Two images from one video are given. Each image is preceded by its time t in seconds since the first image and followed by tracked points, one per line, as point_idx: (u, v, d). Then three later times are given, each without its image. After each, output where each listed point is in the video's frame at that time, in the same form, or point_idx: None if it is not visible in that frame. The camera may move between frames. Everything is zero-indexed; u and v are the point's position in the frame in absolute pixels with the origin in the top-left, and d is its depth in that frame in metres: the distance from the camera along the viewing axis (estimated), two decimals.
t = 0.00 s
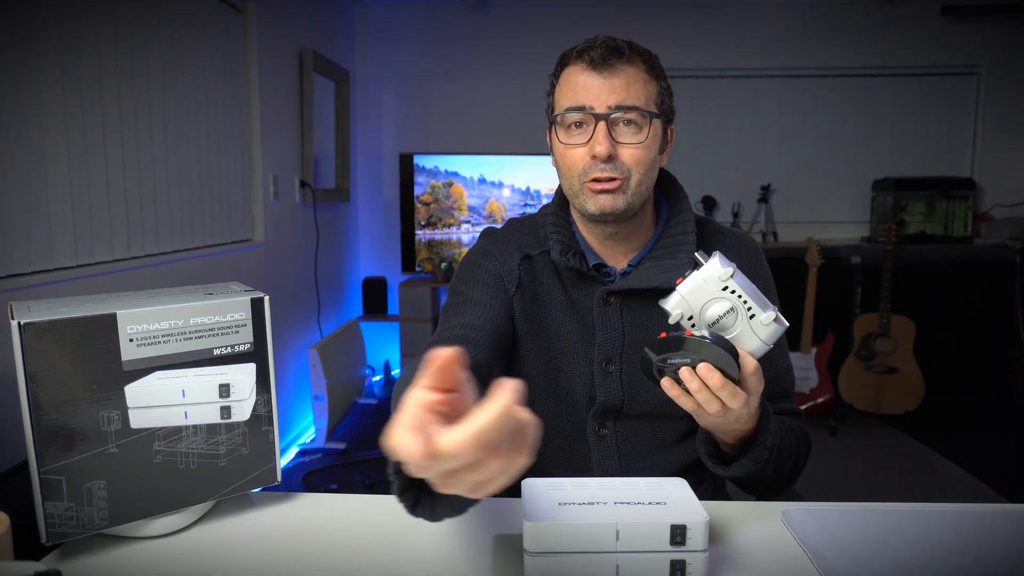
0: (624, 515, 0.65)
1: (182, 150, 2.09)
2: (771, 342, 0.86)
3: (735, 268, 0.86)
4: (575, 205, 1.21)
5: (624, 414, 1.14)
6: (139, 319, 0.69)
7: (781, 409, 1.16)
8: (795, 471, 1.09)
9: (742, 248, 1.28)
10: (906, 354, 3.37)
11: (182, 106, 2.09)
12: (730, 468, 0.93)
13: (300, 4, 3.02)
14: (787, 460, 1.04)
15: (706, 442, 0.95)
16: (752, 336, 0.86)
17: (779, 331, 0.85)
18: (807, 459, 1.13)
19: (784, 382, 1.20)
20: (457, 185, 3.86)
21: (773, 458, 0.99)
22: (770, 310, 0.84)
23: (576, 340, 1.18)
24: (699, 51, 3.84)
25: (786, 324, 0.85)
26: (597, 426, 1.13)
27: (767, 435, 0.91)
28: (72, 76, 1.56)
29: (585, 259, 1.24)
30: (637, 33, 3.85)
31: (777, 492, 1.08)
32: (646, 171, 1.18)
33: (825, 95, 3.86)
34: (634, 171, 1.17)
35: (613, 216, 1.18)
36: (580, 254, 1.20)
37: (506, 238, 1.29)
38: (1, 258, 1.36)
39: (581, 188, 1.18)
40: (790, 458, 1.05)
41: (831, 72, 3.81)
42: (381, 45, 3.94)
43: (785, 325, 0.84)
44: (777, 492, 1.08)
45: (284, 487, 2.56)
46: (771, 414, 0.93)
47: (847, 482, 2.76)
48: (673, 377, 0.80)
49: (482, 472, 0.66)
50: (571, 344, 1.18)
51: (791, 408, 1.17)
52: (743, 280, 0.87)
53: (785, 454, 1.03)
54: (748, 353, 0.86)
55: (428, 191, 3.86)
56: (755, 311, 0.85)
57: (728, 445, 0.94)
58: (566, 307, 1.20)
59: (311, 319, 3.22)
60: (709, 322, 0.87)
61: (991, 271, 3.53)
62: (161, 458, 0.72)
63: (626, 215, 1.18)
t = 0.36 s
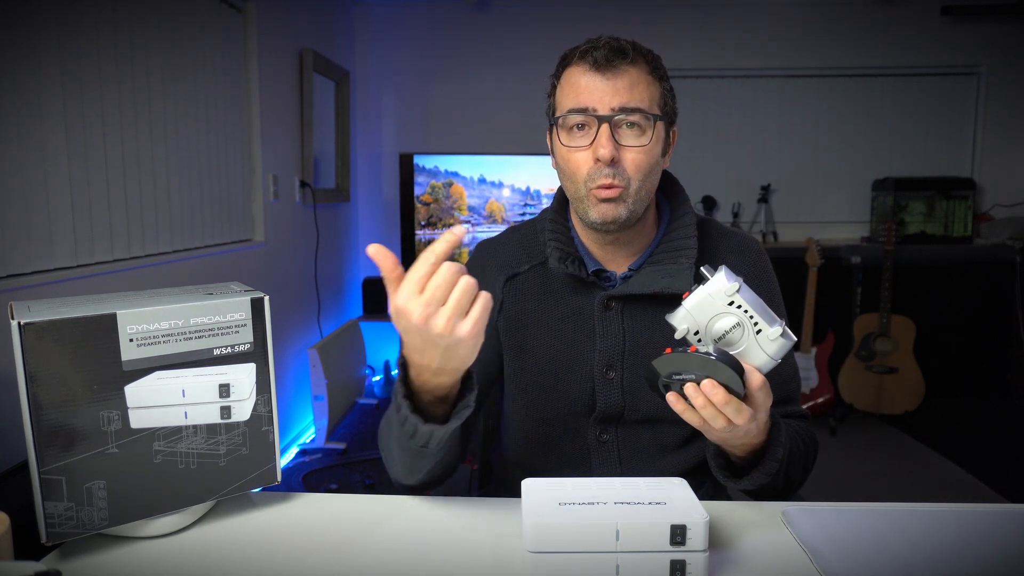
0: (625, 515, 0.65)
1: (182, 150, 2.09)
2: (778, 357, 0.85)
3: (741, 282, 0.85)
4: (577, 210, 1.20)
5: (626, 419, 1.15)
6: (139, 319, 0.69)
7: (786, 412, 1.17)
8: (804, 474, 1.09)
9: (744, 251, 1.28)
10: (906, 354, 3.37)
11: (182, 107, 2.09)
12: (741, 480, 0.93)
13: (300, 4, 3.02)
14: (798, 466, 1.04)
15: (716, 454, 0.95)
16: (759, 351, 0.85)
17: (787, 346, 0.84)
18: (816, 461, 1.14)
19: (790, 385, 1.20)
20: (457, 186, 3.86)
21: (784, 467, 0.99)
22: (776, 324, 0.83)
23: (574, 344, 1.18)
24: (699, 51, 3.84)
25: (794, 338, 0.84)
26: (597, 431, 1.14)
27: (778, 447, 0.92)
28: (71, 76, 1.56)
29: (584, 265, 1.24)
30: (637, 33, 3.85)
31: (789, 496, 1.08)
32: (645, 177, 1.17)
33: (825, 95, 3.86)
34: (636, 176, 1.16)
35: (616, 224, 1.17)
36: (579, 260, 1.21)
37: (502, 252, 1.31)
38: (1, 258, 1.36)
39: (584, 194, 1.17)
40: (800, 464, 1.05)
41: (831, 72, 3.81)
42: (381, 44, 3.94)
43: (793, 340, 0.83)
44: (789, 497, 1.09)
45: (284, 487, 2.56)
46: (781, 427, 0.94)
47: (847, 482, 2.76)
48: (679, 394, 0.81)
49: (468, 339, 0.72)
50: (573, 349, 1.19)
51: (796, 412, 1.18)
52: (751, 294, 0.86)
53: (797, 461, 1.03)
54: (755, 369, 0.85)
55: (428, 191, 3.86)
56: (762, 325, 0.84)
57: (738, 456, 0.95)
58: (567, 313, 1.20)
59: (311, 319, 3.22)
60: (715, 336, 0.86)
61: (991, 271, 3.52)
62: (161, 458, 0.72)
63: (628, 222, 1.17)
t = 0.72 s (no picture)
0: (624, 515, 0.65)
1: (182, 150, 2.09)
2: (762, 361, 0.83)
3: (722, 287, 0.83)
4: (569, 213, 1.19)
5: (623, 420, 1.15)
6: (139, 319, 0.69)
7: (780, 411, 1.17)
8: (796, 472, 1.10)
9: (738, 250, 1.28)
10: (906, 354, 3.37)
11: (182, 107, 2.09)
12: (732, 481, 0.94)
13: (300, 4, 3.02)
14: (789, 464, 1.05)
15: (707, 455, 0.96)
16: (741, 356, 0.83)
17: (768, 350, 0.81)
18: (811, 458, 1.14)
19: (786, 384, 1.20)
20: (457, 186, 3.86)
21: (775, 467, 1.00)
22: (756, 328, 0.81)
23: (569, 344, 1.19)
24: (699, 51, 3.84)
25: (776, 343, 0.81)
26: (594, 432, 1.15)
27: (768, 448, 0.92)
28: (71, 76, 1.56)
29: (577, 268, 1.24)
30: (637, 33, 3.85)
31: (781, 493, 1.09)
32: (640, 178, 1.16)
33: (825, 95, 3.86)
34: (629, 178, 1.16)
35: (610, 227, 1.17)
36: (571, 263, 1.21)
37: (496, 257, 1.31)
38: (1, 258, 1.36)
39: (576, 197, 1.16)
40: (792, 462, 1.06)
41: (831, 72, 3.81)
42: (381, 45, 3.94)
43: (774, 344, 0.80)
44: (782, 494, 1.09)
45: (284, 487, 2.56)
46: (771, 428, 0.94)
47: (847, 482, 2.77)
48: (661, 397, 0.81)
49: (509, 310, 0.92)
50: (568, 349, 1.19)
51: (792, 410, 1.19)
52: (733, 298, 0.84)
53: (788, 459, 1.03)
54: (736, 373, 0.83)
55: (428, 191, 3.87)
56: (743, 330, 0.82)
57: (730, 457, 0.95)
58: (562, 315, 1.21)
59: (311, 319, 3.22)
60: (696, 341, 0.85)
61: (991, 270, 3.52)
62: (161, 458, 0.72)
63: (622, 224, 1.17)
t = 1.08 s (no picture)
0: (624, 515, 0.65)
1: (182, 150, 2.09)
2: (752, 352, 0.82)
3: (712, 279, 0.84)
4: (565, 209, 1.19)
5: (620, 417, 1.15)
6: (139, 319, 0.69)
7: (777, 406, 1.17)
8: (793, 469, 1.10)
9: (734, 245, 1.28)
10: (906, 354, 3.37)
11: (182, 106, 2.09)
12: (724, 475, 0.94)
13: (300, 4, 3.02)
14: (784, 459, 1.05)
15: (700, 450, 0.96)
16: (731, 347, 0.82)
17: (759, 341, 0.81)
18: (807, 455, 1.14)
19: (783, 380, 1.20)
20: (457, 185, 3.86)
21: (769, 462, 1.00)
22: (747, 319, 0.81)
23: (565, 340, 1.18)
24: (699, 51, 3.84)
25: (766, 334, 0.81)
26: (592, 430, 1.14)
27: (760, 441, 0.92)
28: (71, 77, 1.56)
29: (573, 260, 1.24)
30: (637, 33, 3.85)
31: (776, 490, 1.09)
32: (635, 173, 1.16)
33: (825, 95, 3.86)
34: (624, 173, 1.15)
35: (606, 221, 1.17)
36: (567, 255, 1.21)
37: (494, 253, 1.31)
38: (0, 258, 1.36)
39: (571, 193, 1.16)
40: (787, 459, 1.06)
41: (831, 72, 3.81)
42: (381, 45, 3.94)
43: (765, 335, 0.80)
44: (776, 491, 1.09)
45: (284, 487, 2.57)
46: (764, 421, 0.94)
47: (847, 482, 2.77)
48: (652, 388, 0.82)
49: (509, 307, 0.92)
50: (566, 345, 1.19)
51: (789, 406, 1.19)
52: (723, 290, 0.85)
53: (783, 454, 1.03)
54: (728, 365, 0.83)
55: (428, 191, 3.87)
56: (733, 321, 0.82)
57: (723, 450, 0.95)
58: (558, 309, 1.20)
59: (311, 319, 3.21)
60: (688, 332, 0.85)
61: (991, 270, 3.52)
62: (161, 458, 0.71)
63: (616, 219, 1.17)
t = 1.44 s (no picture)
0: (624, 515, 0.65)
1: (182, 150, 2.09)
2: (753, 354, 0.81)
3: (711, 280, 0.83)
4: (562, 208, 1.19)
5: (620, 418, 1.15)
6: (139, 319, 0.69)
7: (777, 405, 1.17)
8: (793, 469, 1.10)
9: (733, 244, 1.28)
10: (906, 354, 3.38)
11: (182, 106, 2.08)
12: (726, 475, 0.94)
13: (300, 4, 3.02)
14: (785, 459, 1.05)
15: (702, 452, 0.95)
16: (731, 349, 0.82)
17: (759, 343, 0.80)
18: (807, 455, 1.14)
19: (782, 379, 1.20)
20: (457, 185, 3.86)
21: (770, 462, 1.00)
22: (746, 321, 0.80)
23: (564, 340, 1.18)
24: (699, 51, 3.84)
25: (767, 335, 0.80)
26: (592, 431, 1.14)
27: (762, 441, 0.92)
28: (71, 77, 1.56)
29: (571, 262, 1.24)
30: (637, 33, 3.85)
31: (778, 489, 1.09)
32: (633, 171, 1.16)
33: (824, 95, 3.86)
34: (621, 171, 1.15)
35: (605, 220, 1.17)
36: (566, 257, 1.21)
37: (492, 255, 1.31)
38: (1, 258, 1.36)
39: (568, 192, 1.16)
40: (788, 458, 1.06)
41: (831, 72, 3.81)
42: (381, 45, 3.94)
43: (764, 336, 0.79)
44: (778, 490, 1.09)
45: (284, 487, 2.57)
46: (765, 420, 0.94)
47: (847, 482, 2.77)
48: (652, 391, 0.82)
49: (508, 312, 0.92)
50: (565, 346, 1.19)
51: (789, 404, 1.19)
52: (722, 291, 0.84)
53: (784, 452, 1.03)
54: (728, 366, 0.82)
55: (428, 191, 3.87)
56: (732, 322, 0.81)
57: (724, 451, 0.95)
58: (557, 311, 1.20)
59: (311, 319, 3.21)
60: (687, 334, 0.84)
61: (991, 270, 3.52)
62: (160, 458, 0.72)
63: (614, 218, 1.17)
